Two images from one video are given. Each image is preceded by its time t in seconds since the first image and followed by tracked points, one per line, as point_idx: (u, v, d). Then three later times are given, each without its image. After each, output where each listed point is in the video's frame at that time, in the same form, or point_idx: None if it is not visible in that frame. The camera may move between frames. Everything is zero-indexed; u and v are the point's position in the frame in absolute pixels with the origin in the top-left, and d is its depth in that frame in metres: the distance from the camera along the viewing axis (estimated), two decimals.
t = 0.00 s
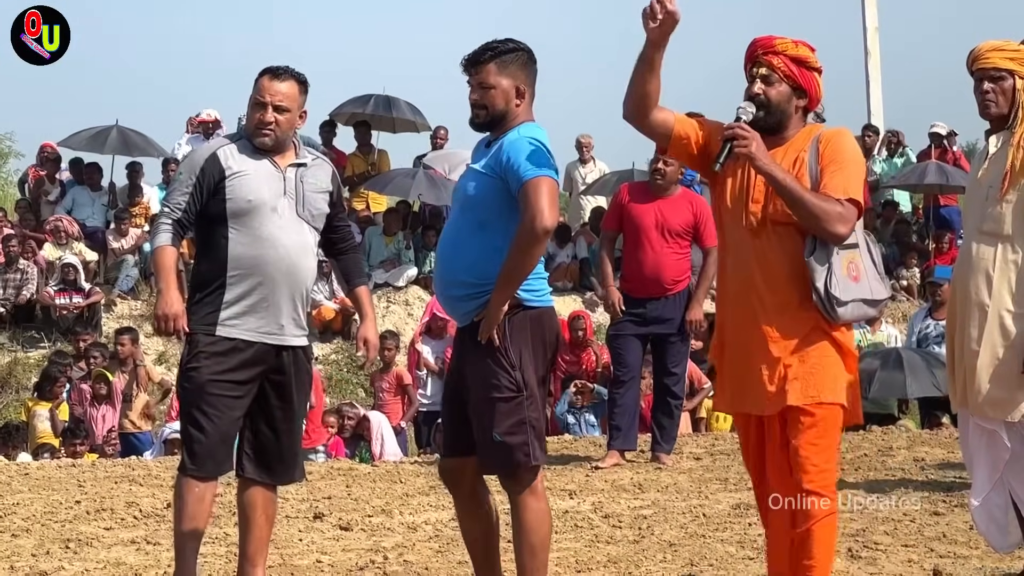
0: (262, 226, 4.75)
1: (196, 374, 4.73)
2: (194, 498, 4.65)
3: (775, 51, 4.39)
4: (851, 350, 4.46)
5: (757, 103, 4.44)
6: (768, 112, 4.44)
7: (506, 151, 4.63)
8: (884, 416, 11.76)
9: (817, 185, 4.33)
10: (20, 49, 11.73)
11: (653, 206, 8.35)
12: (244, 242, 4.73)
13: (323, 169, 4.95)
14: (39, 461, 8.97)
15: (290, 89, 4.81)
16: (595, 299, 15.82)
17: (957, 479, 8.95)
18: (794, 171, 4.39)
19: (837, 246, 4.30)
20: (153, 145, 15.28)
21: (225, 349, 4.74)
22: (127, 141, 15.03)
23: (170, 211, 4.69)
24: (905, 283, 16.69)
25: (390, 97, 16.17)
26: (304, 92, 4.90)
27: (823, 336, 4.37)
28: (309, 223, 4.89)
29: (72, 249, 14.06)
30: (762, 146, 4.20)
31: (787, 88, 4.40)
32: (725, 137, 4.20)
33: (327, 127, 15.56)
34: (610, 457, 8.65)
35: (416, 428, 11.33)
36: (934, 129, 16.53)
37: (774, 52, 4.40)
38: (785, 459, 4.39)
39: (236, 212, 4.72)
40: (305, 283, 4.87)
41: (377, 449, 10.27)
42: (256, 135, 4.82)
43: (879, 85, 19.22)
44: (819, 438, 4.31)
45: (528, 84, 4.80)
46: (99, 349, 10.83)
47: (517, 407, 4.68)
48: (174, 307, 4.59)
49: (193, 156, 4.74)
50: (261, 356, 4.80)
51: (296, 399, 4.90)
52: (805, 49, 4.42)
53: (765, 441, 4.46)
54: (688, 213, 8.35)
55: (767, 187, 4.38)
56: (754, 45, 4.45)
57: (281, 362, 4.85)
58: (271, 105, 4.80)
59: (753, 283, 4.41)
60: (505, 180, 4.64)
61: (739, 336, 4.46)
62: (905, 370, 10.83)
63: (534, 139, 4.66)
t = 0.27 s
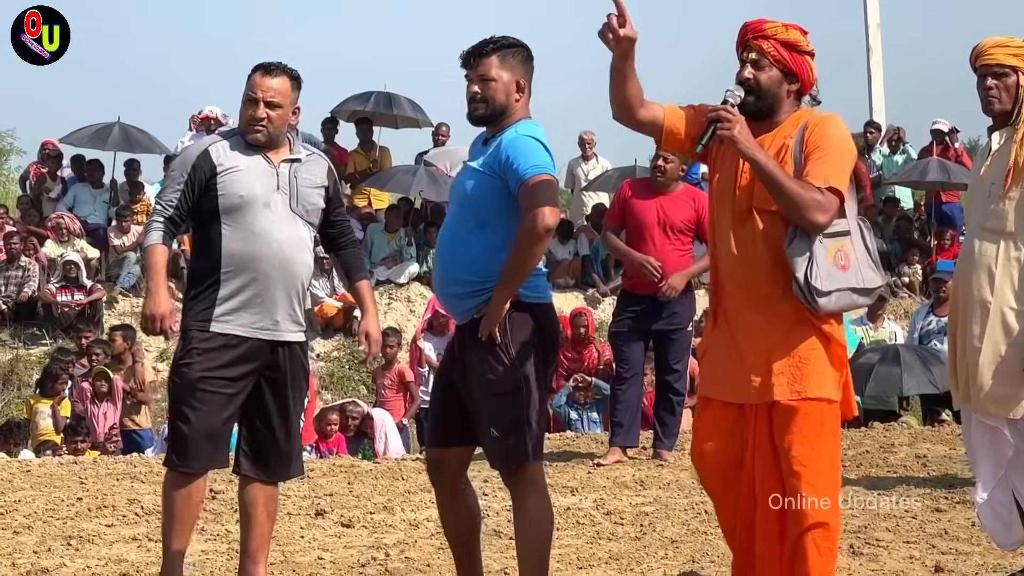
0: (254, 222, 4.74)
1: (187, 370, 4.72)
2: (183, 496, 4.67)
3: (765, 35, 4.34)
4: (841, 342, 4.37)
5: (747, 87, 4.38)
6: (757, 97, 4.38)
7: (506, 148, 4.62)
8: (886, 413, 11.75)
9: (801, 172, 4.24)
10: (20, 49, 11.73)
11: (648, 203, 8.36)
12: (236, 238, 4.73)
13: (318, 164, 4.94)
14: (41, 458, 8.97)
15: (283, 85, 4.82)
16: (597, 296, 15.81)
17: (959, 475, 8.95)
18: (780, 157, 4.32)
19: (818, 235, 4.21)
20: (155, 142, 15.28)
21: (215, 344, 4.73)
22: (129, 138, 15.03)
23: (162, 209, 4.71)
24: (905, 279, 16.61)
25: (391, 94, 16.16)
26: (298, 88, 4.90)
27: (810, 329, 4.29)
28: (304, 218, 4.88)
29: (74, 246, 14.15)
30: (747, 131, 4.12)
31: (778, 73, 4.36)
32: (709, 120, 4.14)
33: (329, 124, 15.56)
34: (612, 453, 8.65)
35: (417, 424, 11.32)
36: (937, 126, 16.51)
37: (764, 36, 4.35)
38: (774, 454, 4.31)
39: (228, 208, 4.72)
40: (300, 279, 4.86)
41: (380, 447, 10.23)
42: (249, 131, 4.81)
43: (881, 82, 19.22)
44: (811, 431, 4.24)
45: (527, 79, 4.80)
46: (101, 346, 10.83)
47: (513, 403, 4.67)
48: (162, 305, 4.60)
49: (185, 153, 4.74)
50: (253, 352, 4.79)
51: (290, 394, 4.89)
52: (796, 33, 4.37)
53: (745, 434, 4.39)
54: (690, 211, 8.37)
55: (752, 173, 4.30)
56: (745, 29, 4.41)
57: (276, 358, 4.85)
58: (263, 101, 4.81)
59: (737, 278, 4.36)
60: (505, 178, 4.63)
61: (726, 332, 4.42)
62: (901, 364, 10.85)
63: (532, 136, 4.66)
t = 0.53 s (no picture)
0: (236, 221, 4.73)
1: (175, 376, 4.73)
2: (176, 500, 4.70)
3: (743, 27, 4.40)
4: (822, 341, 4.43)
5: (726, 80, 4.44)
6: (735, 89, 4.44)
7: (504, 143, 4.63)
8: (888, 411, 11.76)
9: (782, 167, 4.31)
10: (20, 49, 11.73)
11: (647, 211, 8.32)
12: (220, 238, 4.72)
13: (298, 159, 4.93)
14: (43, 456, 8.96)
15: (259, 82, 4.81)
16: (599, 293, 15.83)
17: (961, 472, 8.96)
18: (761, 153, 4.38)
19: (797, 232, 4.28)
20: (156, 140, 15.28)
21: (203, 350, 4.73)
22: (131, 136, 15.02)
23: (146, 213, 4.71)
24: (908, 277, 16.52)
25: (392, 92, 16.16)
26: (274, 84, 4.89)
27: (788, 326, 4.37)
28: (287, 213, 4.86)
29: (75, 244, 14.09)
30: (726, 127, 4.21)
31: (756, 64, 4.41)
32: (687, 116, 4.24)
33: (331, 122, 15.55)
34: (614, 450, 8.67)
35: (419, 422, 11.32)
36: (939, 123, 16.50)
37: (743, 28, 4.41)
38: (760, 456, 4.36)
39: (210, 208, 4.71)
40: (283, 275, 4.84)
41: (381, 443, 10.26)
42: (227, 129, 4.80)
43: (882, 80, 19.22)
44: (796, 430, 4.31)
45: (521, 76, 4.81)
46: (103, 345, 10.82)
47: (505, 403, 4.68)
48: (155, 307, 4.60)
49: (165, 155, 4.74)
50: (243, 354, 4.78)
51: (288, 390, 4.88)
52: (774, 24, 4.42)
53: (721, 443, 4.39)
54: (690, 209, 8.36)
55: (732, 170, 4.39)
56: (724, 21, 4.46)
57: (266, 355, 4.83)
58: (239, 98, 4.79)
59: (716, 276, 4.43)
60: (504, 173, 4.63)
61: (703, 332, 4.48)
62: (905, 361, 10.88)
63: (529, 133, 4.67)
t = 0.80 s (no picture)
0: (204, 222, 4.73)
1: (158, 379, 4.73)
2: (164, 504, 4.74)
3: (706, 23, 4.44)
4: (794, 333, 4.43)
5: (691, 76, 4.46)
6: (699, 86, 4.47)
7: (500, 141, 4.67)
8: (889, 408, 11.78)
9: (747, 162, 4.33)
10: (20, 48, 11.72)
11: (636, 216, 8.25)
12: (188, 239, 4.72)
13: (265, 156, 4.91)
14: (45, 453, 8.97)
15: (222, 81, 4.76)
16: (601, 291, 15.88)
17: (962, 469, 8.97)
18: (726, 148, 4.40)
19: (764, 228, 4.29)
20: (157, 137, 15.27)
21: (179, 355, 4.73)
22: (133, 134, 15.02)
23: (113, 218, 4.70)
24: (909, 274, 16.65)
25: (393, 89, 16.15)
26: (237, 81, 4.85)
27: (757, 320, 4.37)
28: (255, 211, 4.84)
29: (76, 241, 14.10)
30: (691, 124, 4.22)
31: (720, 59, 4.44)
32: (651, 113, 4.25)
33: (332, 119, 15.55)
34: (616, 448, 8.69)
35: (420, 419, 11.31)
36: (941, 120, 16.49)
37: (706, 24, 4.45)
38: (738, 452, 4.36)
39: (177, 211, 4.71)
40: (254, 273, 4.81)
41: (382, 441, 10.24)
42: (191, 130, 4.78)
43: (884, 77, 19.22)
44: (769, 425, 4.31)
45: (507, 75, 4.82)
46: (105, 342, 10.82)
47: (490, 400, 4.69)
48: (122, 314, 4.60)
49: (129, 161, 4.73)
50: (219, 357, 4.76)
51: (270, 389, 4.85)
52: (737, 20, 4.46)
53: (695, 439, 4.40)
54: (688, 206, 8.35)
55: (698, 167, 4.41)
56: (686, 18, 4.50)
57: (243, 355, 4.79)
58: (201, 98, 4.75)
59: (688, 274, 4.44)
60: (504, 170, 4.66)
61: (676, 329, 4.49)
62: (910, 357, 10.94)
63: (522, 129, 4.73)
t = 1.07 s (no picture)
0: (173, 230, 4.73)
1: (133, 386, 4.76)
2: (159, 509, 4.83)
3: (682, 24, 4.49)
4: (773, 332, 4.50)
5: (666, 76, 4.54)
6: (675, 85, 4.54)
7: (497, 149, 4.81)
8: (891, 407, 11.78)
9: (720, 161, 4.41)
10: (20, 49, 11.72)
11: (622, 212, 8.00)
12: (157, 247, 4.72)
13: (231, 159, 4.89)
14: (47, 452, 8.97)
15: (186, 86, 4.75)
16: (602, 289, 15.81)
17: (965, 469, 8.96)
18: (699, 148, 4.49)
19: (740, 224, 4.40)
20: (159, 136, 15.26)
21: (153, 363, 4.75)
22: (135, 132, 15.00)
23: (80, 227, 4.70)
24: (911, 272, 16.63)
25: (394, 87, 16.14)
26: (201, 85, 4.83)
27: (733, 315, 4.44)
28: (222, 215, 4.83)
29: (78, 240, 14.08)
30: (663, 123, 4.29)
31: (697, 60, 4.49)
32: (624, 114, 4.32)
33: (333, 118, 15.54)
34: (617, 447, 8.68)
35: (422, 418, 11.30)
36: (943, 118, 16.48)
37: (682, 25, 4.50)
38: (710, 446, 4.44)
39: (145, 219, 4.72)
40: (223, 277, 4.80)
41: (383, 438, 10.22)
42: (157, 136, 4.77)
43: (886, 75, 19.20)
44: (741, 419, 4.39)
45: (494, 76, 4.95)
46: (108, 341, 10.81)
47: (483, 402, 4.83)
48: (82, 329, 4.60)
49: (96, 168, 4.74)
50: (195, 364, 4.77)
51: (247, 389, 4.84)
52: (713, 20, 4.51)
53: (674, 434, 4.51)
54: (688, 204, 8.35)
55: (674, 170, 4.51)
56: (663, 19, 4.55)
57: (218, 358, 4.80)
58: (166, 105, 4.74)
59: (668, 276, 4.55)
60: (505, 178, 4.79)
61: (659, 328, 4.60)
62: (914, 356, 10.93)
63: (516, 135, 4.87)
